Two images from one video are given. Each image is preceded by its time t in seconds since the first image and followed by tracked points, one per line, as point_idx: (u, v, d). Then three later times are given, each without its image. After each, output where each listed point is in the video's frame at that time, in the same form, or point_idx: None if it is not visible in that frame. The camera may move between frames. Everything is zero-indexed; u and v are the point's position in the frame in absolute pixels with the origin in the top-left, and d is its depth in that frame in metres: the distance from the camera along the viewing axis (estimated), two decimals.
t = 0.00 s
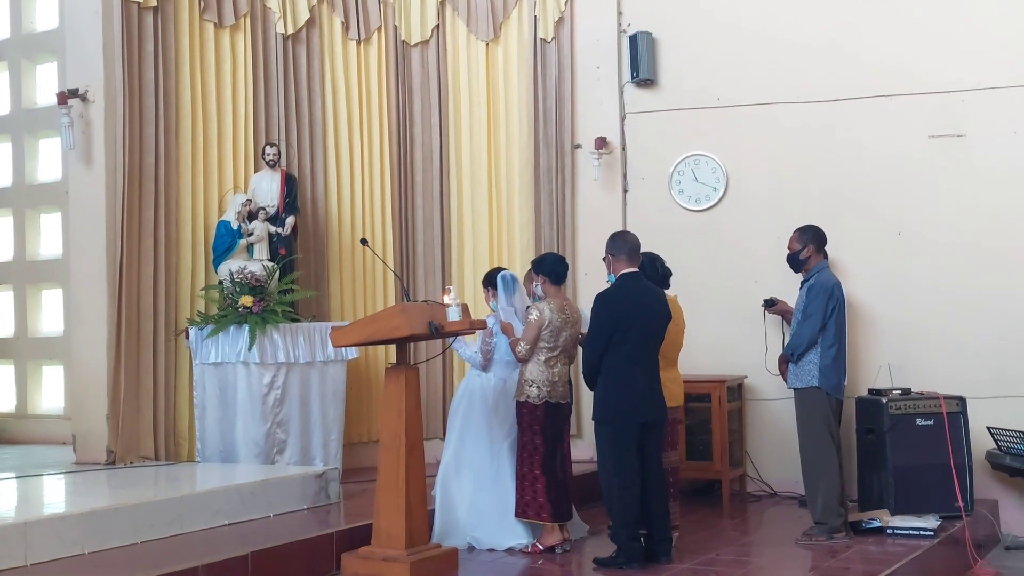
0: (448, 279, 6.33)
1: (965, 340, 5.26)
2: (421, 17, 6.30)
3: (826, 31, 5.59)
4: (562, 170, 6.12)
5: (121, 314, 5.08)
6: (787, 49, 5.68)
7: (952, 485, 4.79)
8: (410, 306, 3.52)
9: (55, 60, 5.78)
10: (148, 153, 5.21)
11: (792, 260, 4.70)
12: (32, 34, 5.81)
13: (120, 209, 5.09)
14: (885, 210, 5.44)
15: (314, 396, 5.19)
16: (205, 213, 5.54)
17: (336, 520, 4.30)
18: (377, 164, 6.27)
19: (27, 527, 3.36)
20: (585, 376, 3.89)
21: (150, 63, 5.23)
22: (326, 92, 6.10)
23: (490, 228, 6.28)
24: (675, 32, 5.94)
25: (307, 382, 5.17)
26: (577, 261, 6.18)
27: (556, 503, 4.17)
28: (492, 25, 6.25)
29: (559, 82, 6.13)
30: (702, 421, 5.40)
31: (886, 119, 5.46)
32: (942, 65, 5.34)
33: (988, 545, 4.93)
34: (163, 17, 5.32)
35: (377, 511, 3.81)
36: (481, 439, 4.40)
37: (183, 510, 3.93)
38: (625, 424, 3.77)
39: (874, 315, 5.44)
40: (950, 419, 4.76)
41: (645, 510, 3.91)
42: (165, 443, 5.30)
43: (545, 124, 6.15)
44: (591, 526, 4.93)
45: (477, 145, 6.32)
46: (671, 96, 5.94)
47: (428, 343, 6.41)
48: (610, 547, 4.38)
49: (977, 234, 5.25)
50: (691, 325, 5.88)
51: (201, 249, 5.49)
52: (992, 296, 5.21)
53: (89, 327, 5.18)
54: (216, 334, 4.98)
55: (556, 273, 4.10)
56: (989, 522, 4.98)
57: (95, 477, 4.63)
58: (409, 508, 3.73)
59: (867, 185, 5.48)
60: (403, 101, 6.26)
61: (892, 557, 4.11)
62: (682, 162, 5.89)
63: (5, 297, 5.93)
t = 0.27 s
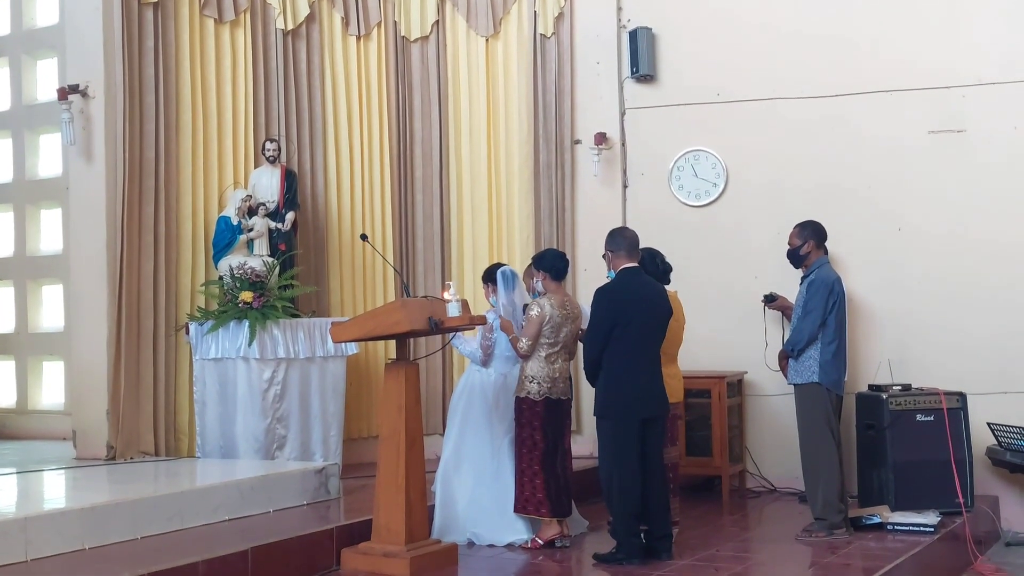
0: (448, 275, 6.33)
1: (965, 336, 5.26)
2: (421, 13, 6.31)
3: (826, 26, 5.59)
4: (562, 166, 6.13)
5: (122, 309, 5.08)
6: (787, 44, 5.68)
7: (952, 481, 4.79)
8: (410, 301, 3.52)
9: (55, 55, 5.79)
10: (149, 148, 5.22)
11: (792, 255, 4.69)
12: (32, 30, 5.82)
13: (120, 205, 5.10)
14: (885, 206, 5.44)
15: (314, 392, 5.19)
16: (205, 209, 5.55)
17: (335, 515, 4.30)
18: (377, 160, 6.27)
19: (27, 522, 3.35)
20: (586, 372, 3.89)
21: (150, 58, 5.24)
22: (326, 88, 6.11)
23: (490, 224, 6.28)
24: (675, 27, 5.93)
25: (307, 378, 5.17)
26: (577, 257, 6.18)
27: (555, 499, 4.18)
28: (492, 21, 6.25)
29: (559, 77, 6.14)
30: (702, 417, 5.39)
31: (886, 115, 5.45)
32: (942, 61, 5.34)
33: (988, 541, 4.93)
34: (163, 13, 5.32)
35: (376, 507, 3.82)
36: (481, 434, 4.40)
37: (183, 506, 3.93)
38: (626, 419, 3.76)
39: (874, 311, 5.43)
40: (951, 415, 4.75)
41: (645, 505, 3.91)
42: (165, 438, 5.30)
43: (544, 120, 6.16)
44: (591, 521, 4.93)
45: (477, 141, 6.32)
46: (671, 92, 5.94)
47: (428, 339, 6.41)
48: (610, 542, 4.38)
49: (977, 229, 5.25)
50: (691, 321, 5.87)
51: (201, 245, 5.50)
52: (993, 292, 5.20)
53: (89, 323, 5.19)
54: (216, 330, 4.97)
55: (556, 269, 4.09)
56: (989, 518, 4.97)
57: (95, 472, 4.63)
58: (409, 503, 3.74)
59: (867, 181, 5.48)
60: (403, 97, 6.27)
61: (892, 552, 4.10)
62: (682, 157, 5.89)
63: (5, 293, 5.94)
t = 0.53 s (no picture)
0: (448, 273, 6.33)
1: (965, 334, 5.25)
2: (421, 11, 6.30)
3: (826, 24, 5.59)
4: (562, 163, 6.13)
5: (122, 306, 5.09)
6: (787, 42, 5.68)
7: (952, 479, 4.79)
8: (410, 299, 3.52)
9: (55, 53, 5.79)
10: (149, 146, 5.22)
11: (792, 253, 4.69)
12: (32, 28, 5.82)
13: (120, 202, 5.10)
14: (885, 204, 5.44)
15: (314, 389, 5.20)
16: (205, 207, 5.55)
17: (335, 512, 4.30)
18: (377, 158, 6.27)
19: (27, 519, 3.36)
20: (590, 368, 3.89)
21: (150, 56, 5.24)
22: (326, 86, 6.11)
23: (490, 222, 6.28)
24: (675, 25, 5.93)
25: (307, 375, 5.18)
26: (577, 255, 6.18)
27: (553, 496, 4.18)
28: (491, 18, 6.25)
29: (559, 75, 6.13)
30: (702, 415, 5.39)
31: (886, 112, 5.45)
32: (942, 58, 5.34)
33: (988, 539, 4.93)
34: (163, 10, 5.32)
35: (376, 504, 3.82)
36: (481, 431, 4.40)
37: (183, 503, 3.93)
38: (630, 415, 3.76)
39: (874, 309, 5.43)
40: (951, 413, 4.75)
41: (646, 503, 3.91)
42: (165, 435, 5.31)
43: (544, 117, 6.16)
44: (591, 519, 4.93)
45: (476, 138, 6.32)
46: (671, 90, 5.94)
47: (428, 336, 6.41)
48: (609, 539, 4.38)
49: (977, 227, 5.25)
50: (691, 319, 5.87)
51: (202, 243, 5.50)
52: (992, 290, 5.20)
53: (89, 320, 5.19)
54: (216, 327, 4.98)
55: (556, 266, 4.09)
56: (989, 515, 4.97)
57: (95, 469, 4.63)
58: (409, 501, 3.74)
59: (867, 178, 5.48)
60: (403, 95, 6.27)
61: (892, 550, 4.10)
62: (682, 155, 5.89)
63: (6, 290, 5.94)
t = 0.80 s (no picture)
0: (448, 270, 6.33)
1: (965, 333, 5.26)
2: (421, 8, 6.30)
3: (826, 22, 5.59)
4: (562, 161, 6.13)
5: (121, 303, 5.09)
6: (787, 40, 5.68)
7: (951, 478, 4.79)
8: (409, 297, 3.52)
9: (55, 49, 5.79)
10: (149, 143, 5.22)
11: (792, 251, 4.69)
12: (33, 24, 5.82)
13: (120, 199, 5.10)
14: (885, 203, 5.44)
15: (313, 386, 5.20)
16: (205, 205, 5.55)
17: (335, 510, 4.30)
18: (377, 155, 6.27)
19: (26, 516, 3.36)
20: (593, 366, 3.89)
21: (150, 52, 5.24)
22: (326, 83, 6.11)
23: (490, 220, 6.28)
24: (675, 23, 5.93)
25: (307, 372, 5.18)
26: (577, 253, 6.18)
27: (553, 495, 4.17)
28: (492, 16, 6.25)
29: (559, 73, 6.13)
30: (701, 413, 5.39)
31: (886, 111, 5.45)
32: (942, 57, 5.34)
33: (987, 538, 4.94)
34: (163, 7, 5.32)
35: (375, 501, 3.82)
36: (481, 429, 4.41)
37: (182, 501, 3.93)
38: (633, 413, 3.76)
39: (873, 307, 5.43)
40: (950, 411, 4.75)
41: (647, 501, 3.91)
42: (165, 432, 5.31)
43: (544, 115, 6.16)
44: (590, 517, 4.93)
45: (477, 136, 6.32)
46: (671, 88, 5.94)
47: (428, 334, 6.41)
48: (609, 537, 4.38)
49: (977, 226, 5.25)
50: (691, 317, 5.88)
51: (201, 240, 5.50)
52: (992, 289, 5.21)
53: (89, 317, 5.19)
54: (215, 324, 4.98)
55: (553, 264, 4.10)
56: (988, 514, 4.98)
57: (94, 466, 4.63)
58: (409, 499, 3.74)
59: (867, 177, 5.48)
60: (403, 92, 6.27)
61: (891, 549, 4.11)
62: (682, 153, 5.89)
63: (5, 287, 5.94)
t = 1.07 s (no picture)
0: (448, 272, 6.33)
1: (965, 333, 5.26)
2: (421, 10, 6.32)
3: (825, 23, 5.60)
4: (562, 163, 6.14)
5: (122, 305, 5.09)
6: (786, 41, 5.69)
7: (952, 479, 4.79)
8: (410, 299, 3.52)
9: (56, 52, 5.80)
10: (149, 145, 5.22)
11: (793, 252, 4.69)
12: (33, 27, 5.83)
13: (121, 201, 5.10)
14: (884, 204, 5.44)
15: (313, 388, 5.20)
16: (205, 206, 5.56)
17: (335, 511, 4.30)
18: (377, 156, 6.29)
19: (26, 518, 3.35)
20: (596, 367, 3.89)
21: (151, 54, 5.24)
22: (327, 85, 6.12)
23: (490, 221, 6.29)
24: (674, 25, 5.94)
25: (307, 374, 5.17)
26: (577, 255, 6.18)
27: (554, 496, 4.17)
28: (491, 18, 6.26)
29: (559, 74, 6.15)
30: (702, 414, 5.39)
31: (885, 112, 5.46)
32: (941, 58, 5.35)
33: (988, 539, 4.93)
34: (164, 9, 5.33)
35: (375, 503, 3.82)
36: (482, 430, 4.41)
37: (182, 502, 3.92)
38: (634, 414, 3.76)
39: (874, 308, 5.43)
40: (951, 412, 4.75)
41: (649, 502, 3.91)
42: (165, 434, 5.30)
43: (544, 116, 6.17)
44: (591, 518, 4.92)
45: (477, 138, 6.32)
46: (670, 90, 5.95)
47: (428, 336, 6.41)
48: (609, 539, 4.38)
49: (976, 227, 5.25)
50: (691, 318, 5.87)
51: (202, 241, 5.50)
52: (993, 290, 5.21)
53: (89, 319, 5.19)
54: (216, 326, 4.98)
55: (551, 265, 4.09)
56: (989, 515, 4.97)
57: (94, 468, 4.63)
58: (409, 500, 3.74)
59: (867, 178, 5.49)
60: (403, 93, 6.28)
61: (892, 550, 4.10)
62: (682, 155, 5.90)
63: (5, 289, 5.94)
